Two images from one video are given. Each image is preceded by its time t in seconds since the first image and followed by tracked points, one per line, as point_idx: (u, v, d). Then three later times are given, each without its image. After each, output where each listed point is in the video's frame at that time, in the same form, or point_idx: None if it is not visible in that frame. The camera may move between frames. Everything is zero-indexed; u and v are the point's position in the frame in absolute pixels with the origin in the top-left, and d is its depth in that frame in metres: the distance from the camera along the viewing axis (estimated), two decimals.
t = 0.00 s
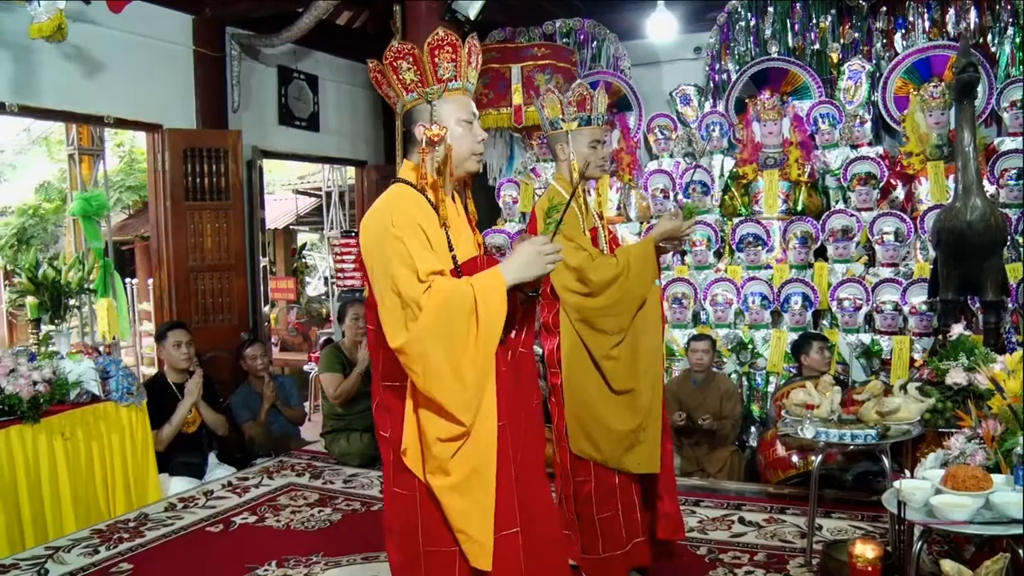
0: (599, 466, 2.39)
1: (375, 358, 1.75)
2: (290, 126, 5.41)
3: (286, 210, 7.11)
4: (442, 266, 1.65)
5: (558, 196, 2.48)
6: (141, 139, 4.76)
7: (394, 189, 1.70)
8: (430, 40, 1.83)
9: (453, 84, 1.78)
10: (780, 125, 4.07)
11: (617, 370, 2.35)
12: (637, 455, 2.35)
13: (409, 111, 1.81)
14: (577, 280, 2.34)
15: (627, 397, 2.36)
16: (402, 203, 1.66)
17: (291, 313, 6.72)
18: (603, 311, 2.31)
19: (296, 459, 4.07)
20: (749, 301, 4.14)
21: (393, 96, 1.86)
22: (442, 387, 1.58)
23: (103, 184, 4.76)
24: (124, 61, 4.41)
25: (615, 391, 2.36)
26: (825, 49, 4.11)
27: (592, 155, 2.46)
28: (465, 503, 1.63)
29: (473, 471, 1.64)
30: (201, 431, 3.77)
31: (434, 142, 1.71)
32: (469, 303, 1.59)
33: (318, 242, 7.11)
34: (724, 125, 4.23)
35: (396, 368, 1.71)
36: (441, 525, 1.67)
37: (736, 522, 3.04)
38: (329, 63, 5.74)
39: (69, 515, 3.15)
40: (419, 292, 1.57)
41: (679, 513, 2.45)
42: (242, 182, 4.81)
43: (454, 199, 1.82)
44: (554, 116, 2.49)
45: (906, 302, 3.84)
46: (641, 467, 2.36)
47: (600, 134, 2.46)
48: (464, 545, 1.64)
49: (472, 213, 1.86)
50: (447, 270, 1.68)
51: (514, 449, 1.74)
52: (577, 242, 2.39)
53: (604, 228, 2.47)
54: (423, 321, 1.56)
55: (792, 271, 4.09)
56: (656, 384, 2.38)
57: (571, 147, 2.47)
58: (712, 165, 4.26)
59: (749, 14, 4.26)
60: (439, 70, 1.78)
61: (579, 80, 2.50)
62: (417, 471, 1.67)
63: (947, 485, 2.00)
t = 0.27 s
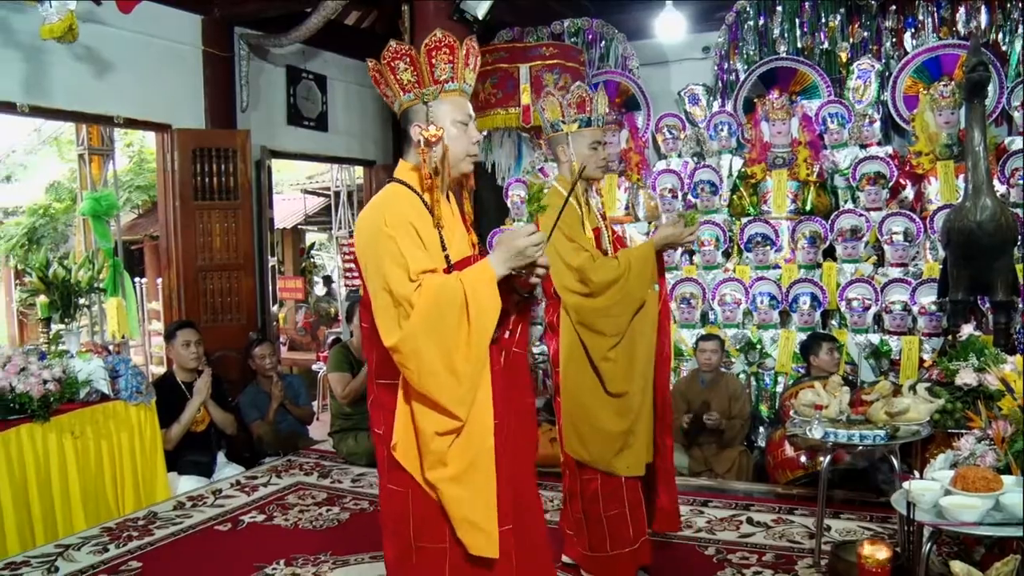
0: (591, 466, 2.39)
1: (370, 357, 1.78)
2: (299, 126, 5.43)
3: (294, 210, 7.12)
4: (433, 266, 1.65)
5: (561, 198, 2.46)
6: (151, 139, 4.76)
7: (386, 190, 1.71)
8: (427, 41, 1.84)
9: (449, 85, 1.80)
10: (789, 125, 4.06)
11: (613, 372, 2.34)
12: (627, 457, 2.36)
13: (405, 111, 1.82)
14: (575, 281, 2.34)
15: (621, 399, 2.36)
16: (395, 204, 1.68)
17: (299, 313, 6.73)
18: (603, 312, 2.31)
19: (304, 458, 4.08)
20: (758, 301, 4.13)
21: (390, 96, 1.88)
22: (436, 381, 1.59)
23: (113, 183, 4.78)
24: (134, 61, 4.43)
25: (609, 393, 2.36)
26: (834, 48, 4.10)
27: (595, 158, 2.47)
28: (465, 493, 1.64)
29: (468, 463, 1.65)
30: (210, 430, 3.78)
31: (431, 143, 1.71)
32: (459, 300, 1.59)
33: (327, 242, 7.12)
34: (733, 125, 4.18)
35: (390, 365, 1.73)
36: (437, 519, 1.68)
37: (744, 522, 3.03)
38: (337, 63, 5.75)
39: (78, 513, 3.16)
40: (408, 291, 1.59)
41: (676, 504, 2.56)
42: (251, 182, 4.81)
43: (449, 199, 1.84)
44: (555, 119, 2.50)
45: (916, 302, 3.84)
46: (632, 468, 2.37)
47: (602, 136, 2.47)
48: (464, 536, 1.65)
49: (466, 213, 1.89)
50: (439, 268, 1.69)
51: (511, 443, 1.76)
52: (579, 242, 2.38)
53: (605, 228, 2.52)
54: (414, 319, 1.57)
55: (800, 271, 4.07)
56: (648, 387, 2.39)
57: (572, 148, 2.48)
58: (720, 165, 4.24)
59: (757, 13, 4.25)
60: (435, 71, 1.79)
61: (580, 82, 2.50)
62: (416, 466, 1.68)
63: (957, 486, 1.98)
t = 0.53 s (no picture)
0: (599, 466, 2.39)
1: (360, 358, 1.77)
2: (308, 126, 5.44)
3: (304, 209, 7.14)
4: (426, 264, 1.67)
5: (569, 200, 2.46)
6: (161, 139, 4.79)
7: (376, 190, 1.72)
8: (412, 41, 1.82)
9: (435, 85, 1.78)
10: (798, 124, 4.05)
11: (622, 371, 2.34)
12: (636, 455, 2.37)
13: (391, 113, 1.81)
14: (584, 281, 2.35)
15: (629, 398, 2.36)
16: (386, 203, 1.68)
17: (308, 312, 6.74)
18: (611, 310, 2.31)
19: (313, 457, 4.08)
20: (767, 301, 4.13)
21: (376, 97, 1.86)
22: (435, 376, 1.59)
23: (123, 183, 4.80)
24: (144, 62, 4.44)
25: (617, 392, 2.35)
26: (843, 47, 4.08)
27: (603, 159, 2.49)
28: (463, 489, 1.64)
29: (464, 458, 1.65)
30: (219, 429, 3.80)
31: (415, 144, 1.73)
32: (455, 296, 1.60)
33: (336, 241, 7.13)
34: (741, 125, 4.20)
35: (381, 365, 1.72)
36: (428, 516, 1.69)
37: (753, 522, 3.02)
38: (346, 63, 5.76)
39: (88, 511, 3.17)
40: (403, 288, 1.59)
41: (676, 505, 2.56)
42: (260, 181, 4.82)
43: (437, 200, 1.84)
44: (561, 119, 2.50)
45: (926, 302, 3.82)
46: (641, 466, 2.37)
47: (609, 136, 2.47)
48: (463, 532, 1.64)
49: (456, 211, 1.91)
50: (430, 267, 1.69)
51: (505, 440, 1.77)
52: (585, 242, 2.39)
53: (612, 228, 2.53)
54: (410, 315, 1.57)
55: (810, 271, 4.07)
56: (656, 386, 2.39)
57: (579, 149, 2.48)
58: (729, 164, 4.24)
59: (767, 13, 4.22)
60: (420, 72, 1.78)
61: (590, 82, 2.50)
62: (412, 466, 1.67)
63: (967, 487, 1.97)
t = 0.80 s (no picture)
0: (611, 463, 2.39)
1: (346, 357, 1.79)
2: (319, 126, 5.47)
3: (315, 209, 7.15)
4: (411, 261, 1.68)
5: (580, 200, 2.46)
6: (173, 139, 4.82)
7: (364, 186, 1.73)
8: (399, 40, 1.85)
9: (422, 85, 1.80)
10: (809, 124, 4.04)
11: (634, 367, 2.33)
12: (648, 452, 2.37)
13: (377, 112, 1.84)
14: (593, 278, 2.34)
15: (642, 395, 2.34)
16: (372, 200, 1.69)
17: (319, 311, 6.75)
18: (621, 307, 2.30)
19: (324, 457, 4.09)
20: (778, 301, 4.12)
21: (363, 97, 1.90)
22: (419, 374, 1.60)
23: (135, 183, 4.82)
24: (157, 62, 4.47)
25: (629, 389, 2.34)
26: (855, 46, 4.06)
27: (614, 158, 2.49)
28: (448, 486, 1.65)
29: (449, 454, 1.66)
30: (230, 428, 3.81)
31: (401, 143, 1.76)
32: (438, 294, 1.61)
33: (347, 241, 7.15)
34: (752, 124, 4.18)
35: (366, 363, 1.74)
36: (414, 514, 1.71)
37: (764, 523, 3.02)
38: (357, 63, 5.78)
39: (101, 508, 3.19)
40: (386, 286, 1.60)
41: (687, 509, 2.53)
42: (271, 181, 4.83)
43: (424, 199, 1.84)
44: (572, 120, 2.50)
45: (939, 303, 3.80)
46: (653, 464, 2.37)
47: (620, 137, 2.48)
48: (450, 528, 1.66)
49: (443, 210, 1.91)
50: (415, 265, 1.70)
51: (493, 436, 1.77)
52: (596, 239, 2.38)
53: (623, 228, 2.54)
54: (392, 313, 1.59)
55: (821, 271, 4.06)
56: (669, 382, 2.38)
57: (590, 149, 2.48)
58: (740, 164, 4.23)
59: (778, 12, 4.21)
60: (407, 71, 1.80)
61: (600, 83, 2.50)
62: (398, 464, 1.69)
63: (981, 489, 1.96)
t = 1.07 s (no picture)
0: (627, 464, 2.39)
1: (338, 356, 1.82)
2: (333, 126, 5.50)
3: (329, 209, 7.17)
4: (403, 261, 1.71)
5: (593, 200, 2.45)
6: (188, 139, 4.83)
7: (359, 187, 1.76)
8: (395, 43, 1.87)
9: (417, 87, 1.82)
10: (824, 123, 4.03)
11: (651, 366, 2.34)
12: (667, 452, 2.37)
13: (372, 113, 1.85)
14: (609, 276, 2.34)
15: (660, 395, 2.35)
16: (364, 201, 1.72)
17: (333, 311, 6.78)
18: (636, 306, 2.31)
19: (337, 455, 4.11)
20: (793, 301, 4.10)
21: (359, 98, 1.91)
22: (411, 374, 1.64)
23: (151, 183, 4.84)
24: (172, 62, 4.49)
25: (650, 389, 2.35)
26: (871, 45, 4.03)
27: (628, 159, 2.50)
28: (442, 487, 1.69)
29: (442, 457, 1.70)
30: (244, 426, 3.83)
31: (395, 144, 1.77)
32: (428, 294, 1.65)
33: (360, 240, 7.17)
34: (767, 124, 4.16)
35: (357, 363, 1.77)
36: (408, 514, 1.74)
37: (778, 524, 3.01)
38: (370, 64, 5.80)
39: (117, 506, 3.21)
40: (377, 287, 1.64)
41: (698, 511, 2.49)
42: (286, 181, 4.85)
43: (417, 200, 1.87)
44: (586, 119, 2.50)
45: (954, 303, 3.77)
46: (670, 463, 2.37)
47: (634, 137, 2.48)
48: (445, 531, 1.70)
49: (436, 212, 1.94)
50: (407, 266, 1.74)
51: (485, 437, 1.82)
52: (611, 238, 2.38)
53: (637, 228, 2.54)
54: (383, 313, 1.62)
55: (835, 271, 4.05)
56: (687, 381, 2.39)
57: (603, 150, 2.48)
58: (754, 164, 4.22)
59: (792, 12, 4.19)
60: (402, 73, 1.83)
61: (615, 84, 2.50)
62: (390, 464, 1.72)
63: (998, 491, 1.92)
